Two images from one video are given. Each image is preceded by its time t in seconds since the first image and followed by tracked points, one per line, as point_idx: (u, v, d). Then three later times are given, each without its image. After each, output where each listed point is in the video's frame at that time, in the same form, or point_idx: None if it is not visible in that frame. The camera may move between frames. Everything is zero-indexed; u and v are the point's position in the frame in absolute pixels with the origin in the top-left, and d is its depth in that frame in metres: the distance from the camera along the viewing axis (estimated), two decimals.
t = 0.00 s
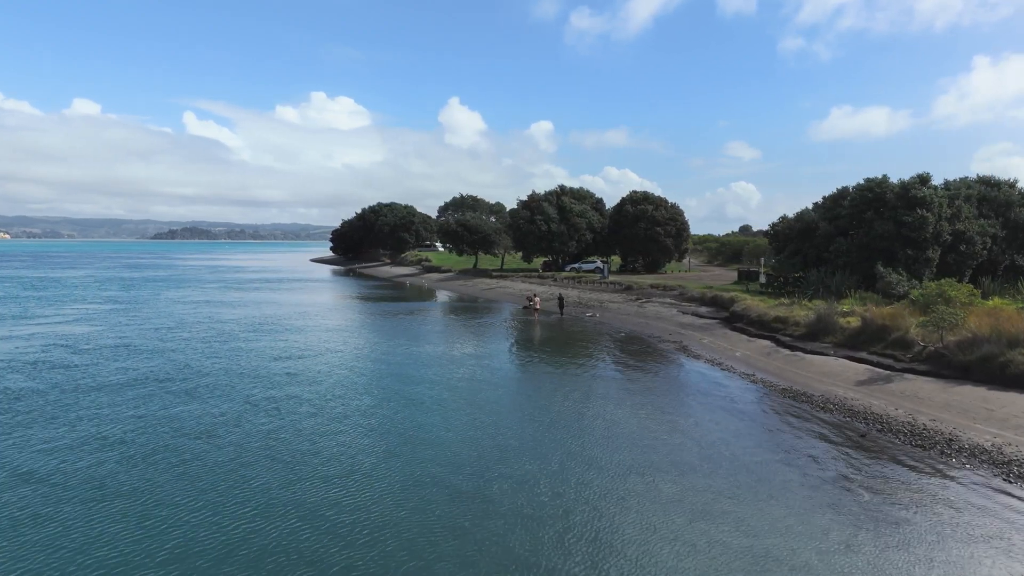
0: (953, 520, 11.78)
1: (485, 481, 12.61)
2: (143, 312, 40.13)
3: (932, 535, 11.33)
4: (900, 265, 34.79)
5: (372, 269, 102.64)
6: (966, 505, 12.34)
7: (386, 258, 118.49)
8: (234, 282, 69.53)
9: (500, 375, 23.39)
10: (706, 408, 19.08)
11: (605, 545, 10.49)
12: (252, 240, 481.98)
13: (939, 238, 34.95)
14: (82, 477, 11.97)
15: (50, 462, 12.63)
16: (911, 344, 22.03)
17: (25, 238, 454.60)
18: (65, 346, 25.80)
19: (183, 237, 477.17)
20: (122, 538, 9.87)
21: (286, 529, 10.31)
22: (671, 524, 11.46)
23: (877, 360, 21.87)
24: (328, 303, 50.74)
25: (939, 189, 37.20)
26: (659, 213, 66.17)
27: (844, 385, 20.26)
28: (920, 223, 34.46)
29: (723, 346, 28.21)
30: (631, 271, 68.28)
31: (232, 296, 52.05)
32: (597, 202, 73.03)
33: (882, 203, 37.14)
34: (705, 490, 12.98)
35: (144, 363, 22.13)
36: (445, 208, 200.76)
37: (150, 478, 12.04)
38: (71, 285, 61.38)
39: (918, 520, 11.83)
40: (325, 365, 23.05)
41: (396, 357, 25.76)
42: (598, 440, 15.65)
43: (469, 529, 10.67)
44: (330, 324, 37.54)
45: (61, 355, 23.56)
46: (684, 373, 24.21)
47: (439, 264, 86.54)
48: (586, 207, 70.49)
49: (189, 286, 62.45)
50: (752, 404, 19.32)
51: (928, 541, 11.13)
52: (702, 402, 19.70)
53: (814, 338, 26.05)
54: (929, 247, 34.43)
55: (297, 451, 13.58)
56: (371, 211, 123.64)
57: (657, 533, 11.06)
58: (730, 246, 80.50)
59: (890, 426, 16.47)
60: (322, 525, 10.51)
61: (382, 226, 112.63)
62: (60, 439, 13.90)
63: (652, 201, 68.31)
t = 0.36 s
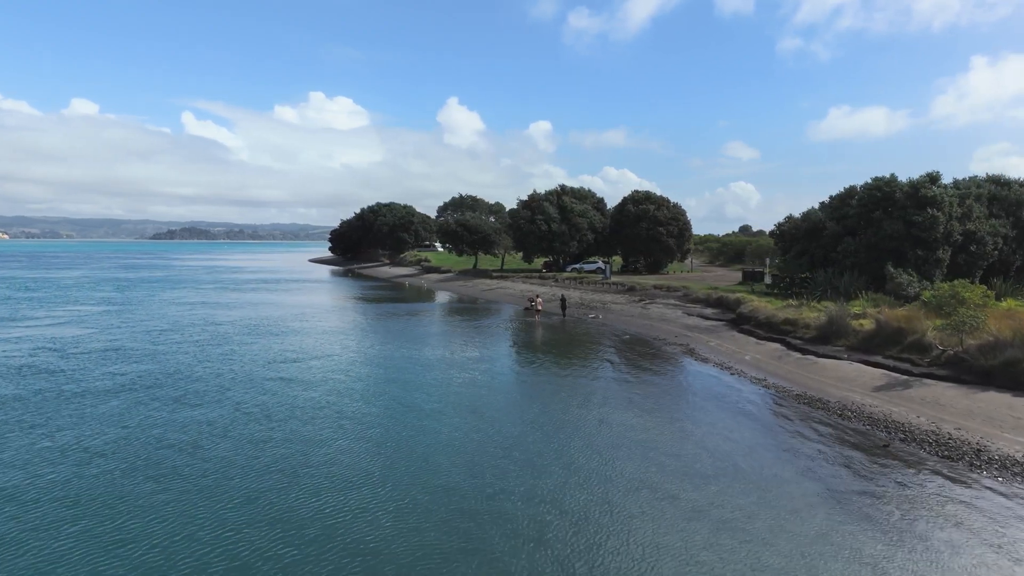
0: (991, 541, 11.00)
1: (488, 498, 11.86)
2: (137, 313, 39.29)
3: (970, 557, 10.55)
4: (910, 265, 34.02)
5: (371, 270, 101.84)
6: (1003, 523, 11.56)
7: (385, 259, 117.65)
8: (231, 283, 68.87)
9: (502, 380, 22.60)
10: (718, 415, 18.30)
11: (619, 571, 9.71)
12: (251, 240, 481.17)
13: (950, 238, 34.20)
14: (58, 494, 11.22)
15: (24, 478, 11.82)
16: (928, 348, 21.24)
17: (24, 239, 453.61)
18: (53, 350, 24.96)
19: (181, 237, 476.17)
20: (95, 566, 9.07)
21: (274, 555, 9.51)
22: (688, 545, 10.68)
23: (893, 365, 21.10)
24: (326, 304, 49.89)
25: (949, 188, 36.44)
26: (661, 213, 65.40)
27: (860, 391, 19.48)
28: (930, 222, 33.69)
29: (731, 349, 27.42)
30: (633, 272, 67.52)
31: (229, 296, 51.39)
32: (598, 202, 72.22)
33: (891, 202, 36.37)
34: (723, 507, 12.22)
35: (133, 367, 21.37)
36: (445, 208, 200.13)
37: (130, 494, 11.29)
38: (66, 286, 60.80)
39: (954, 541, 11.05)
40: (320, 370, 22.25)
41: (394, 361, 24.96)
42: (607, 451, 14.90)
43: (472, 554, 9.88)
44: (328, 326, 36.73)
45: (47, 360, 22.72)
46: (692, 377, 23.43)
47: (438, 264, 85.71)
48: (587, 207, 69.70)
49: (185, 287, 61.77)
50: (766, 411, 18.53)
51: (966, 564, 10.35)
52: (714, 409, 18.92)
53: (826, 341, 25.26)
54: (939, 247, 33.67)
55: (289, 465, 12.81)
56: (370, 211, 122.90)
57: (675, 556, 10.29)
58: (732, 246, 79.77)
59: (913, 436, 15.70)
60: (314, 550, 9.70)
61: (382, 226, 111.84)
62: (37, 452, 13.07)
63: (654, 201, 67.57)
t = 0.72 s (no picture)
0: None
1: (491, 517, 11.11)
2: (130, 315, 38.41)
3: None
4: (920, 265, 33.28)
5: (370, 271, 101.01)
6: None
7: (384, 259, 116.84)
8: (228, 283, 68.14)
9: (504, 385, 21.80)
10: (730, 422, 17.52)
11: None
12: (250, 240, 480.11)
13: (961, 237, 33.44)
14: (29, 512, 10.45)
15: None
16: (946, 352, 20.49)
17: (22, 239, 452.42)
18: (39, 354, 24.08)
19: (180, 237, 475.15)
20: None
21: None
22: (711, 567, 9.95)
23: (910, 369, 20.33)
24: (323, 305, 49.01)
25: (960, 186, 35.67)
26: (662, 213, 64.62)
27: (877, 397, 18.72)
28: (941, 222, 32.93)
29: (739, 352, 26.63)
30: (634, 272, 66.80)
31: (225, 297, 50.68)
32: (599, 201, 71.41)
33: (900, 201, 35.59)
34: (743, 525, 11.50)
35: (120, 372, 20.58)
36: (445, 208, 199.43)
37: (107, 513, 10.51)
38: (61, 286, 60.13)
39: (994, 563, 10.29)
40: (316, 375, 21.45)
41: (392, 366, 24.15)
42: (617, 463, 14.11)
43: None
44: (325, 328, 35.90)
45: (32, 365, 21.85)
46: (702, 382, 22.63)
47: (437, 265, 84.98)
48: (588, 207, 68.90)
49: (181, 287, 61.01)
50: (781, 419, 17.75)
51: None
52: (726, 416, 18.12)
53: (838, 344, 24.48)
54: (950, 247, 32.91)
55: (279, 480, 12.01)
56: (369, 211, 122.12)
57: None
58: (733, 246, 79.12)
59: (938, 446, 14.95)
60: None
61: (381, 226, 111.03)
62: (11, 466, 12.24)
63: (656, 201, 66.81)
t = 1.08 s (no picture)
0: None
1: (498, 540, 10.37)
2: (122, 317, 37.57)
3: None
4: (930, 266, 32.57)
5: (368, 271, 100.21)
6: None
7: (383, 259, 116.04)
8: (225, 284, 67.40)
9: (507, 392, 21.01)
10: (744, 431, 16.76)
11: None
12: (248, 240, 479.06)
13: (972, 237, 32.73)
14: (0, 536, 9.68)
15: None
16: (965, 356, 19.76)
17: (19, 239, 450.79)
18: (24, 358, 23.23)
19: (178, 237, 474.08)
20: None
21: None
22: None
23: (929, 374, 19.57)
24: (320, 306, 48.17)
25: (970, 185, 34.95)
26: (664, 212, 63.93)
27: (896, 404, 17.99)
28: (952, 221, 32.22)
29: (748, 355, 25.88)
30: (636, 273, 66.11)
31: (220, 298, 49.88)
32: (600, 201, 70.61)
33: (910, 200, 34.87)
34: (765, 544, 10.81)
35: (105, 377, 19.78)
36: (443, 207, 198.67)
37: (76, 538, 9.73)
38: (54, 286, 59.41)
39: None
40: (309, 381, 20.61)
41: (390, 370, 23.34)
42: (628, 478, 13.32)
43: None
44: (322, 330, 35.12)
45: (16, 370, 21.00)
46: (710, 387, 21.86)
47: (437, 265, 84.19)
48: (589, 206, 68.17)
49: (176, 288, 60.25)
50: (797, 427, 16.97)
51: None
52: (738, 425, 17.35)
53: (851, 347, 23.71)
54: (961, 248, 32.20)
55: (266, 500, 11.24)
56: (367, 211, 121.33)
57: None
58: (735, 246, 78.50)
59: (966, 458, 14.23)
60: None
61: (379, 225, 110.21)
62: None
63: (658, 200, 66.10)
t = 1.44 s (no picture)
0: None
1: (504, 567, 9.62)
2: (115, 319, 36.72)
3: None
4: (941, 267, 31.82)
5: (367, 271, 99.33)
6: None
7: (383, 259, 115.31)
8: (222, 284, 66.76)
9: (510, 398, 20.19)
10: (759, 440, 15.98)
11: None
12: (248, 240, 478.30)
13: (984, 237, 32.00)
14: None
15: None
16: (987, 360, 18.98)
17: (17, 239, 449.66)
18: (8, 363, 22.41)
19: (176, 237, 472.94)
20: None
21: None
22: None
23: (949, 379, 18.76)
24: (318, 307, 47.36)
25: (982, 184, 34.21)
26: (666, 212, 63.23)
27: (916, 411, 17.21)
28: (964, 221, 31.47)
29: (757, 359, 25.07)
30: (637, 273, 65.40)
31: (216, 299, 49.13)
32: (602, 200, 69.79)
33: (920, 199, 34.12)
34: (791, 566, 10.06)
35: (90, 383, 19.01)
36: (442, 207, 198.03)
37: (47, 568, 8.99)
38: (48, 287, 58.76)
39: None
40: (303, 386, 19.78)
41: (388, 375, 22.54)
42: (640, 495, 12.50)
43: None
44: (319, 332, 34.33)
45: None
46: (720, 392, 21.06)
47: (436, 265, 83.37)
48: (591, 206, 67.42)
49: (172, 288, 59.56)
50: (814, 437, 16.16)
51: None
52: (752, 433, 16.53)
53: (865, 351, 22.90)
54: (972, 248, 31.46)
55: (249, 525, 10.43)
56: (366, 211, 120.56)
57: None
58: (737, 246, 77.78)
59: (996, 470, 13.45)
60: None
61: (378, 225, 109.47)
62: None
63: (660, 200, 65.37)
